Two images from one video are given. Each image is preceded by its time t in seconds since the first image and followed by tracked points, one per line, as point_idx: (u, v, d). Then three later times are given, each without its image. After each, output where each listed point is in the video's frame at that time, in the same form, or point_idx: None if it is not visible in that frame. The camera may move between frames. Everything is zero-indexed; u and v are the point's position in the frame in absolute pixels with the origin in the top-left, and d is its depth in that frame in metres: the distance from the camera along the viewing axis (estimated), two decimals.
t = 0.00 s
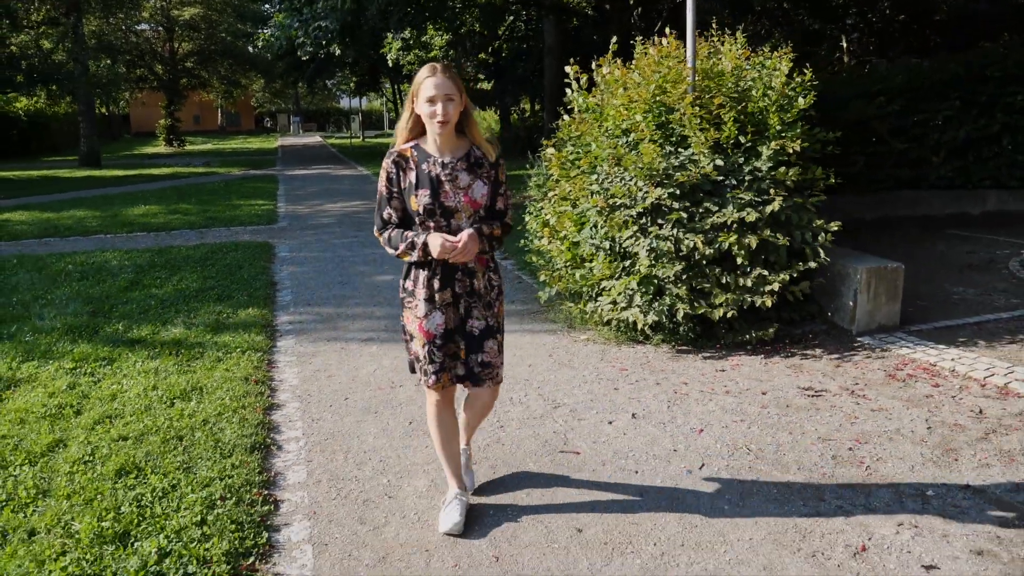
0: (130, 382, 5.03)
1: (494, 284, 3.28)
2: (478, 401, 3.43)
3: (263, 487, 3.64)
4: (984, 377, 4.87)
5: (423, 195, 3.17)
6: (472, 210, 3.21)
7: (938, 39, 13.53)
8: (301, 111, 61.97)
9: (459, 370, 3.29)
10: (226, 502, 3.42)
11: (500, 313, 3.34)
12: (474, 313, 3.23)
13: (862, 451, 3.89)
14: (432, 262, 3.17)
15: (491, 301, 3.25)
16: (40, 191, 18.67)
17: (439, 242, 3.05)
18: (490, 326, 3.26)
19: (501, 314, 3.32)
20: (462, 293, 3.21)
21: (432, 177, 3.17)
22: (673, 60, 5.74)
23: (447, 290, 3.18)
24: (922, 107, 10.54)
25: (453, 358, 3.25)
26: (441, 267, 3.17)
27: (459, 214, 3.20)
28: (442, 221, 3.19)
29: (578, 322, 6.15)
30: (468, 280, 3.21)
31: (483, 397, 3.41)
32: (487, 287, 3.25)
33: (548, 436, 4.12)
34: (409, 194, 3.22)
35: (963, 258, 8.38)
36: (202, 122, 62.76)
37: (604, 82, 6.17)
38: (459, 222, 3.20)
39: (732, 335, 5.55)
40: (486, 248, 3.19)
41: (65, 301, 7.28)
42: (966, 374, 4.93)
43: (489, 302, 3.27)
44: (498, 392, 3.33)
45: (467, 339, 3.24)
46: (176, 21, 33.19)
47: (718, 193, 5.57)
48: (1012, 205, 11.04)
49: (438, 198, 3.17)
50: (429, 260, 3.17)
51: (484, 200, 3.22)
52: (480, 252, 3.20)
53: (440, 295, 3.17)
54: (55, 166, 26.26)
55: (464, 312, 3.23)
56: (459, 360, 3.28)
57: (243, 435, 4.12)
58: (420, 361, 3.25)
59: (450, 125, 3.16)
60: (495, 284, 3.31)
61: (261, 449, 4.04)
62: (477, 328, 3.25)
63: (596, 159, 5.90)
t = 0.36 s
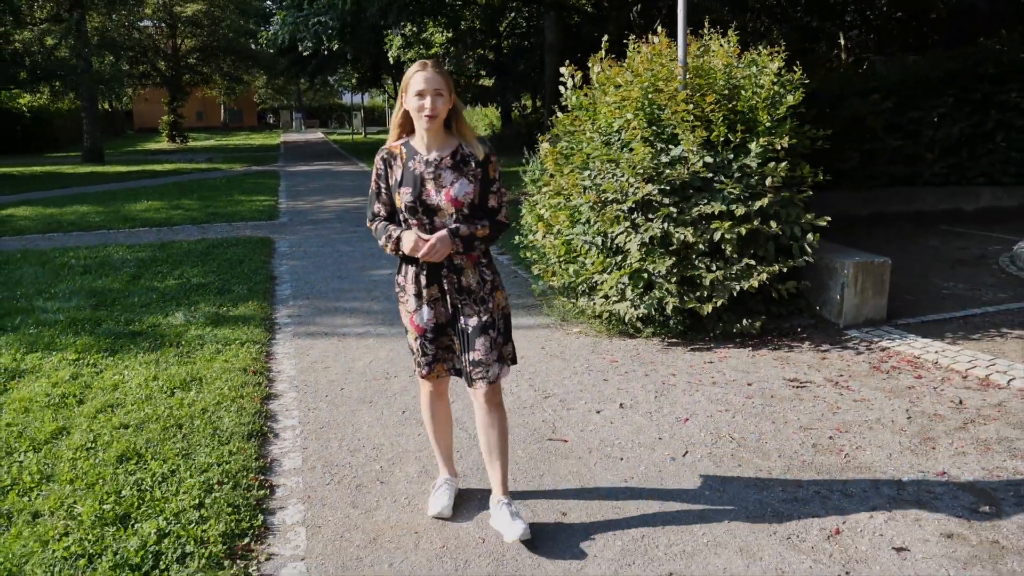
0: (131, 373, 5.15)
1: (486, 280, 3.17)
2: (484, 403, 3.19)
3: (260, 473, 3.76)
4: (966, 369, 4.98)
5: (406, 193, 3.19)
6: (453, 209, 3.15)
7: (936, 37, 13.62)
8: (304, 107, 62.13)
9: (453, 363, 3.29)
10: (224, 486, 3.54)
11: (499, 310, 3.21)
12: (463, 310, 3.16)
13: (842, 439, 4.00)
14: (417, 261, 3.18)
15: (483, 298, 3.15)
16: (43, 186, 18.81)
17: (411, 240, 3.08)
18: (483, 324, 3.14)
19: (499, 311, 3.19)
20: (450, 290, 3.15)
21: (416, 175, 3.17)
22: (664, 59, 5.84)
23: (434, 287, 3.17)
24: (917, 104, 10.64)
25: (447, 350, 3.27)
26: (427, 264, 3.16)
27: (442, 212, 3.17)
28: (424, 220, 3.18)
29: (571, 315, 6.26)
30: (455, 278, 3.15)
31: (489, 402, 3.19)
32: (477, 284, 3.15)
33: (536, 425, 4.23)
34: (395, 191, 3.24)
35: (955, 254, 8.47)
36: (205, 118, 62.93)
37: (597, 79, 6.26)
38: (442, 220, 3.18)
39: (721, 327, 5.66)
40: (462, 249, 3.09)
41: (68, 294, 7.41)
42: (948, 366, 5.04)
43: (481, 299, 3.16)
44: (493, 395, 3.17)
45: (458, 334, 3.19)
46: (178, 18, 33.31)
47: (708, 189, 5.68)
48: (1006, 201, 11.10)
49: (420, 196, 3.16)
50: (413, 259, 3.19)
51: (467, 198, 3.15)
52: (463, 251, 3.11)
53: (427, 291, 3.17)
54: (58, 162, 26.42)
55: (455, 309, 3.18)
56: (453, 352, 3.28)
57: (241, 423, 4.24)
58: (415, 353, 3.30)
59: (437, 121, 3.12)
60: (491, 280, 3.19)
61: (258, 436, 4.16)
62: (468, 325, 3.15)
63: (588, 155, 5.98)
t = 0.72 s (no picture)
0: (132, 365, 5.27)
1: (480, 287, 3.13)
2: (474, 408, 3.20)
3: (257, 460, 3.88)
4: (949, 361, 5.08)
5: (410, 191, 3.14)
6: (453, 209, 3.09)
7: (932, 34, 13.71)
8: (306, 104, 62.27)
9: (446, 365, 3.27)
10: (221, 472, 3.66)
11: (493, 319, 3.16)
12: (456, 316, 3.13)
13: (823, 429, 4.10)
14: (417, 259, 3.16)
15: (475, 306, 3.11)
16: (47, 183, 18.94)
17: (414, 236, 3.07)
18: (472, 332, 3.12)
19: (491, 321, 3.14)
20: (445, 294, 3.13)
21: (421, 175, 3.13)
22: (655, 56, 5.93)
23: (429, 289, 3.15)
24: (912, 101, 10.73)
25: (440, 352, 3.24)
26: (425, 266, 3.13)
27: (443, 212, 3.13)
28: (425, 219, 3.15)
29: (564, 309, 6.37)
30: (450, 281, 3.12)
31: (478, 407, 3.20)
32: (472, 291, 3.12)
33: (526, 414, 4.34)
34: (401, 190, 3.20)
35: (947, 250, 8.55)
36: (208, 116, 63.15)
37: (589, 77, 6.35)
38: (443, 221, 3.13)
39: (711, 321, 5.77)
40: (460, 250, 3.06)
41: (71, 289, 7.53)
42: (932, 358, 5.14)
43: (473, 306, 3.13)
44: (483, 401, 3.18)
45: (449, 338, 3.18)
46: (180, 15, 33.37)
47: (698, 185, 5.78)
48: (1001, 198, 11.24)
49: (422, 195, 3.13)
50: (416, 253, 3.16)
51: (469, 200, 3.10)
52: (461, 254, 3.08)
53: (423, 293, 3.15)
54: (62, 158, 26.56)
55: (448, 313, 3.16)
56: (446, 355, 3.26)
57: (239, 412, 4.36)
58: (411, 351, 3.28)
59: (444, 120, 3.10)
60: (487, 287, 3.15)
61: (255, 425, 4.28)
62: (459, 331, 3.14)
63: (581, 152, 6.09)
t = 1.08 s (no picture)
0: (136, 358, 5.39)
1: (490, 289, 3.16)
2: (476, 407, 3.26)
3: (256, 448, 4.00)
4: (935, 355, 5.17)
5: (424, 188, 3.17)
6: (468, 208, 3.14)
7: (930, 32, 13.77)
8: (310, 102, 62.42)
9: (450, 366, 3.29)
10: (221, 460, 3.77)
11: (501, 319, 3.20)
12: (464, 317, 3.17)
13: (808, 420, 4.20)
14: (427, 258, 3.19)
15: (484, 307, 3.14)
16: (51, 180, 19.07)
17: (433, 233, 3.06)
18: (481, 333, 3.15)
19: (499, 322, 3.18)
20: (453, 295, 3.16)
21: (436, 173, 3.17)
22: (648, 55, 6.01)
23: (437, 290, 3.17)
24: (908, 99, 10.81)
25: (444, 353, 3.26)
26: (434, 266, 3.16)
27: (457, 211, 3.16)
28: (438, 216, 3.18)
29: (559, 304, 6.48)
30: (459, 282, 3.15)
31: (480, 404, 3.27)
32: (481, 292, 3.15)
33: (519, 406, 4.45)
34: (414, 187, 3.23)
35: (941, 247, 8.63)
36: (211, 113, 63.34)
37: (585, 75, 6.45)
38: (457, 220, 3.16)
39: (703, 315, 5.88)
40: (480, 250, 3.08)
41: (75, 284, 7.66)
42: (919, 353, 5.23)
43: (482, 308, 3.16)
44: (485, 399, 3.24)
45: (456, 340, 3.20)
46: (184, 13, 33.49)
47: (689, 182, 5.89)
48: (996, 195, 11.14)
49: (437, 193, 3.17)
50: (428, 252, 3.18)
51: (484, 199, 3.13)
52: (475, 254, 3.10)
53: (431, 294, 3.17)
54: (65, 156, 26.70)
55: (455, 314, 3.19)
56: (451, 356, 3.29)
57: (239, 404, 4.48)
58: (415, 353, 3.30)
59: (461, 118, 3.12)
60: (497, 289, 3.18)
61: (255, 415, 4.40)
62: (466, 332, 3.17)
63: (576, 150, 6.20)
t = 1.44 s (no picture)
0: (142, 352, 5.52)
1: (500, 287, 3.15)
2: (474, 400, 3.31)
3: (258, 439, 4.11)
4: (925, 351, 5.26)
5: (434, 189, 3.06)
6: (480, 208, 3.06)
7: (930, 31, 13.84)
8: (314, 101, 62.61)
9: (462, 373, 3.18)
10: (224, 450, 3.89)
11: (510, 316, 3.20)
12: (478, 316, 3.13)
13: (797, 413, 4.30)
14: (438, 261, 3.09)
15: (496, 304, 3.14)
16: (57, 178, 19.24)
17: (450, 244, 2.97)
18: (496, 330, 3.15)
19: (509, 319, 3.18)
20: (466, 295, 3.10)
21: (445, 174, 3.06)
22: (646, 55, 6.12)
23: (450, 291, 3.09)
24: (906, 99, 10.89)
25: (454, 361, 3.15)
26: (446, 266, 3.08)
27: (469, 212, 3.07)
28: (450, 217, 3.07)
29: (557, 301, 6.59)
30: (472, 282, 3.10)
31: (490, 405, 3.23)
32: (493, 289, 3.13)
33: (514, 398, 4.56)
34: (422, 189, 3.10)
35: (937, 245, 8.71)
36: (216, 112, 63.58)
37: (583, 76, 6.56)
38: (468, 221, 3.08)
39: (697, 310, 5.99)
40: (495, 258, 3.05)
41: (82, 281, 7.79)
42: (909, 348, 5.32)
43: (493, 306, 3.14)
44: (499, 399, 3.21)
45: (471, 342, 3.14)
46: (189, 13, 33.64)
47: (685, 181, 5.99)
48: (994, 195, 11.22)
49: (448, 194, 3.06)
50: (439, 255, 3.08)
51: (495, 200, 3.08)
52: (490, 260, 3.06)
53: (443, 295, 3.09)
54: (71, 154, 26.90)
55: (467, 314, 3.13)
56: (462, 363, 3.17)
57: (242, 396, 4.60)
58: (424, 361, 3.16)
59: (471, 119, 3.04)
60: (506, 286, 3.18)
61: (257, 407, 4.51)
62: (479, 330, 3.14)
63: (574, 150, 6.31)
